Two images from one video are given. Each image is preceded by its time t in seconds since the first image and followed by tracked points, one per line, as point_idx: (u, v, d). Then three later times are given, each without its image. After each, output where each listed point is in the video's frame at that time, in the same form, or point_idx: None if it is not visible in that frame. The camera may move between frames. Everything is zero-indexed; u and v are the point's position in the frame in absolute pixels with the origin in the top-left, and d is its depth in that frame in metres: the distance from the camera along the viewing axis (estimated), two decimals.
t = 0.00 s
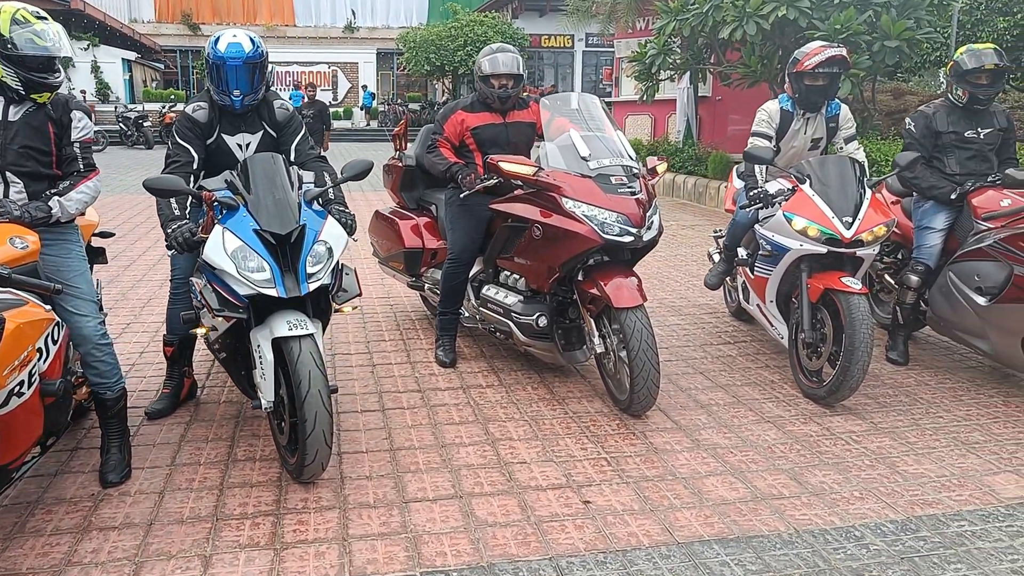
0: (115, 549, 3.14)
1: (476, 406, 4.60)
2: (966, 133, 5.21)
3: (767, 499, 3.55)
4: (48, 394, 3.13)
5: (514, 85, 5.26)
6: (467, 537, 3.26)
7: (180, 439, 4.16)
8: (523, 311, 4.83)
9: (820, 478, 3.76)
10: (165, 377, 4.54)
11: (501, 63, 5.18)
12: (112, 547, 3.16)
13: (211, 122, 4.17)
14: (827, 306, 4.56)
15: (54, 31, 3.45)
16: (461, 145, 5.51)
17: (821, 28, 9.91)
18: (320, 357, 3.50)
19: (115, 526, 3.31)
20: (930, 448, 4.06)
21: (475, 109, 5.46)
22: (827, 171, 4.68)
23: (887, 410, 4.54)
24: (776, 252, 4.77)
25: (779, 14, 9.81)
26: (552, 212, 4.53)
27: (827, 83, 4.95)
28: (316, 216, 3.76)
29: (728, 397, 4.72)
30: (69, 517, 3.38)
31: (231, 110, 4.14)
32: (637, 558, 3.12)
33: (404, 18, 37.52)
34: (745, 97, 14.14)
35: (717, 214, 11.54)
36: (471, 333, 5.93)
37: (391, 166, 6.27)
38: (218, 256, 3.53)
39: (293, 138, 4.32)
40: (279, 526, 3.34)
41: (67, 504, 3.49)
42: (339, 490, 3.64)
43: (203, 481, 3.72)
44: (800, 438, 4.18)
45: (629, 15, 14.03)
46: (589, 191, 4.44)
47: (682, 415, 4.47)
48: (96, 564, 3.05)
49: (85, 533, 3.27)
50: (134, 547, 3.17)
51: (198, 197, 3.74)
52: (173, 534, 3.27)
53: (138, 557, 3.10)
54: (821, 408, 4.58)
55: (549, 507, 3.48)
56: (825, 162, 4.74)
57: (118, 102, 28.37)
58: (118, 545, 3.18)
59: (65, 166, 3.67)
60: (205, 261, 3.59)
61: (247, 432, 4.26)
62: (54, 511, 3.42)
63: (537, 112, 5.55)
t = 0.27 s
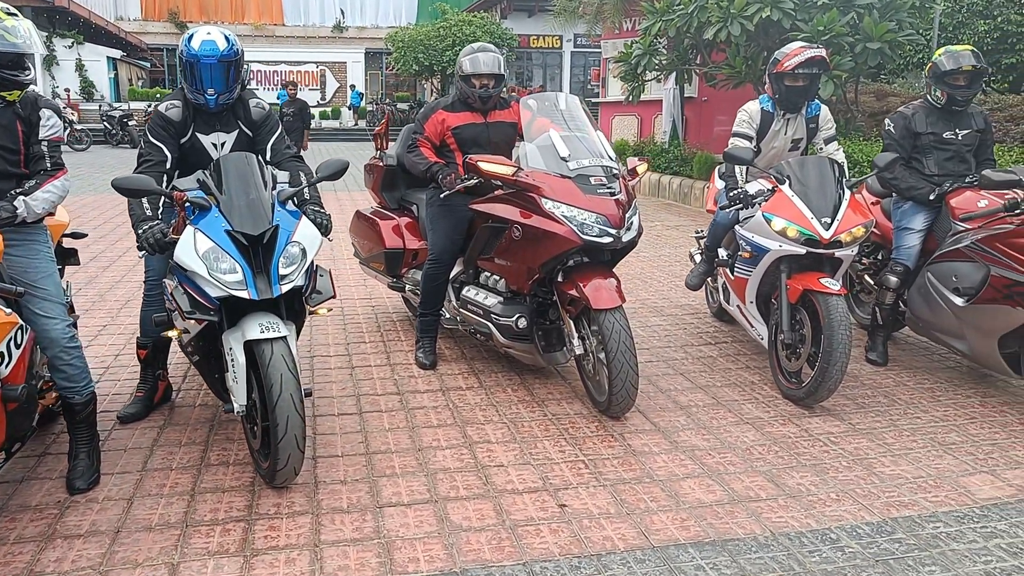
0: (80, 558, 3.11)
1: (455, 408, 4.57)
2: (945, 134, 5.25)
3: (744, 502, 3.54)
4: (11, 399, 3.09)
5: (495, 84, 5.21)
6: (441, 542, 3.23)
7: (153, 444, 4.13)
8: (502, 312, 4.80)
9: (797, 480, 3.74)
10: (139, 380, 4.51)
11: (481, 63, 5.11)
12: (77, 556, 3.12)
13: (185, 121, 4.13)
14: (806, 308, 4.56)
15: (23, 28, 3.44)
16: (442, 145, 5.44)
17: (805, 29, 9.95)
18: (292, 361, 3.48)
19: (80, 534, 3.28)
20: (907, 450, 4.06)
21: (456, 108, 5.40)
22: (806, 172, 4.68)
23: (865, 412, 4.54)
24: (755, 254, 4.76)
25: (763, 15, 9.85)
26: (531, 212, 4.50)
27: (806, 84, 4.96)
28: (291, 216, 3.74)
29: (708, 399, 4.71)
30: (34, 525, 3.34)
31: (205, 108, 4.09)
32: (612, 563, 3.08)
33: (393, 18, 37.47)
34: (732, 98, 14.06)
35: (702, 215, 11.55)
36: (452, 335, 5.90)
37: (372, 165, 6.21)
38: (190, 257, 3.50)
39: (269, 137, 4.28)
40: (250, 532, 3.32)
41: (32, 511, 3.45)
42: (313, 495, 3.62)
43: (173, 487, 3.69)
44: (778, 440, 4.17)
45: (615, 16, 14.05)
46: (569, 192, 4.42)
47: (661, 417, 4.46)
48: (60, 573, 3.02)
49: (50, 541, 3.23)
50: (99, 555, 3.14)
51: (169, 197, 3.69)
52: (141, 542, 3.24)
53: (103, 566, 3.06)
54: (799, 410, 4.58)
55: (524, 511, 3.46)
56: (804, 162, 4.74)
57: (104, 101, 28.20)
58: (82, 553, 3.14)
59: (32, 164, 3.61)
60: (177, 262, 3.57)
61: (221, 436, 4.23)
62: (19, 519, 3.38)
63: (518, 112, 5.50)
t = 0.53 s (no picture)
0: (48, 565, 3.07)
1: (435, 410, 4.53)
2: (926, 134, 5.24)
3: (722, 504, 3.51)
4: None
5: (477, 84, 5.13)
6: (416, 547, 3.20)
7: (128, 448, 4.09)
8: (483, 313, 4.77)
9: (776, 482, 3.73)
10: (115, 382, 4.46)
11: (463, 63, 5.06)
12: (45, 563, 3.08)
13: (160, 120, 4.05)
14: (787, 308, 4.54)
15: None
16: (423, 144, 5.38)
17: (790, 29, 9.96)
18: (266, 363, 3.45)
19: (49, 540, 3.23)
20: (887, 451, 4.06)
21: (437, 107, 5.34)
22: (787, 173, 4.66)
23: (845, 413, 4.53)
24: (737, 254, 4.74)
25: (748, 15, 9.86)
26: (512, 213, 4.47)
27: (789, 83, 4.94)
28: (266, 217, 3.69)
29: (689, 400, 4.70)
30: (2, 531, 3.29)
31: (180, 107, 4.03)
32: (588, 567, 3.05)
33: (382, 16, 37.38)
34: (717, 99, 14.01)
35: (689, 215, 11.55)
36: (434, 335, 5.86)
37: (354, 165, 6.14)
38: (162, 258, 3.45)
39: (246, 137, 4.21)
40: (223, 538, 3.28)
41: (2, 517, 3.40)
42: (288, 500, 3.58)
43: (147, 491, 3.65)
44: (758, 442, 4.15)
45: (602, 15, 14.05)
46: (549, 193, 4.38)
47: (642, 419, 4.43)
48: None
49: (18, 548, 3.18)
50: (68, 562, 3.10)
51: (142, 198, 3.64)
52: (112, 548, 3.20)
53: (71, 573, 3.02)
54: (781, 411, 4.57)
55: (501, 514, 3.43)
56: (785, 163, 4.72)
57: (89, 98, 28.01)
58: (51, 560, 3.10)
59: None
60: (150, 264, 3.52)
61: (197, 439, 4.19)
62: None
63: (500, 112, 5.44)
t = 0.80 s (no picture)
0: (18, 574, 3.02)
1: (417, 415, 4.49)
2: (913, 137, 5.23)
3: (704, 510, 3.48)
4: None
5: (462, 85, 5.09)
6: (394, 555, 3.16)
7: (105, 453, 4.04)
8: (466, 317, 4.73)
9: (760, 487, 3.70)
10: (93, 387, 4.41)
11: (448, 64, 5.00)
12: (15, 571, 3.04)
13: (138, 122, 4.00)
14: (772, 312, 4.52)
15: None
16: (408, 146, 5.32)
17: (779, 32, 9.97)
18: (243, 369, 3.40)
19: (21, 548, 3.19)
20: (872, 456, 4.03)
21: (422, 109, 5.28)
22: (772, 176, 4.64)
23: (831, 417, 4.51)
24: (722, 257, 4.72)
25: (738, 18, 9.87)
26: (495, 216, 4.43)
27: (775, 86, 4.92)
28: (244, 220, 3.65)
29: (673, 404, 4.67)
30: None
31: (159, 109, 3.97)
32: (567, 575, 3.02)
33: (375, 18, 37.34)
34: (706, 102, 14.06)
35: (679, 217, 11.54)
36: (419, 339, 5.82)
37: (339, 167, 6.09)
38: (138, 262, 3.40)
39: (226, 139, 4.17)
40: (198, 546, 3.24)
41: None
42: (266, 506, 3.54)
43: (123, 498, 3.61)
44: (742, 446, 4.13)
45: (593, 17, 14.05)
46: (532, 196, 4.34)
47: (626, 423, 4.40)
48: None
49: None
50: (39, 571, 3.05)
51: (119, 201, 3.60)
52: (84, 556, 3.16)
53: None
54: (766, 415, 4.54)
55: (481, 521, 3.39)
56: (770, 166, 4.70)
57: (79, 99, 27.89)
58: (22, 568, 3.06)
59: None
60: (125, 267, 3.47)
61: (176, 444, 4.15)
62: None
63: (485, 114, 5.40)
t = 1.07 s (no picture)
0: None
1: (404, 416, 4.47)
2: (903, 136, 5.21)
3: (690, 512, 3.46)
4: None
5: (451, 84, 5.05)
6: (376, 557, 3.13)
7: (88, 455, 4.00)
8: (453, 317, 4.70)
9: (746, 489, 3.67)
10: (77, 387, 4.37)
11: (436, 63, 4.97)
12: None
13: (121, 121, 3.96)
14: (761, 313, 4.49)
15: None
16: (396, 146, 5.28)
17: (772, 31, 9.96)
18: (225, 370, 3.37)
19: None
20: (860, 457, 4.01)
21: (410, 108, 5.25)
22: (761, 175, 4.62)
23: (820, 418, 4.48)
24: (711, 257, 4.69)
25: (731, 16, 9.86)
26: (483, 216, 4.40)
27: (765, 85, 4.89)
28: (227, 220, 3.61)
29: (662, 405, 4.64)
30: None
31: (143, 109, 3.92)
32: None
33: (370, 17, 37.29)
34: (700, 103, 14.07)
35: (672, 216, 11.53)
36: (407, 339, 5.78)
37: (328, 166, 6.05)
38: (119, 262, 3.36)
39: (210, 139, 4.13)
40: (179, 548, 3.20)
41: None
42: (249, 508, 3.50)
43: (105, 500, 3.57)
44: (730, 447, 4.10)
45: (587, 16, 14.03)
46: (519, 195, 4.32)
47: (614, 424, 4.38)
48: None
49: None
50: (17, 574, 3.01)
51: (100, 200, 3.56)
52: (63, 559, 3.12)
53: None
54: (755, 416, 4.52)
55: (465, 523, 3.36)
56: (760, 165, 4.68)
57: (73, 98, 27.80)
58: None
59: None
60: (106, 268, 3.42)
61: (160, 446, 4.11)
62: None
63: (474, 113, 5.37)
